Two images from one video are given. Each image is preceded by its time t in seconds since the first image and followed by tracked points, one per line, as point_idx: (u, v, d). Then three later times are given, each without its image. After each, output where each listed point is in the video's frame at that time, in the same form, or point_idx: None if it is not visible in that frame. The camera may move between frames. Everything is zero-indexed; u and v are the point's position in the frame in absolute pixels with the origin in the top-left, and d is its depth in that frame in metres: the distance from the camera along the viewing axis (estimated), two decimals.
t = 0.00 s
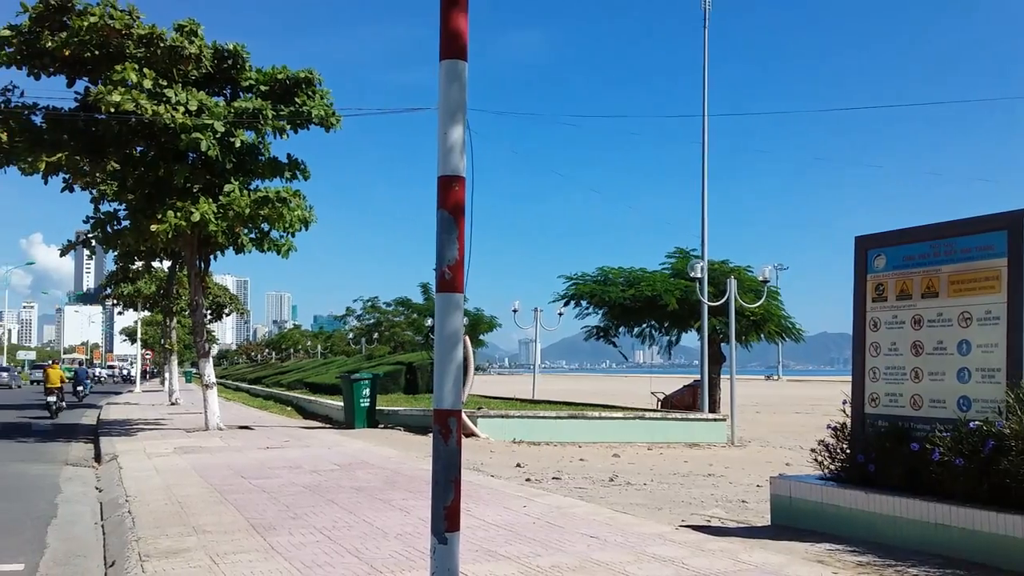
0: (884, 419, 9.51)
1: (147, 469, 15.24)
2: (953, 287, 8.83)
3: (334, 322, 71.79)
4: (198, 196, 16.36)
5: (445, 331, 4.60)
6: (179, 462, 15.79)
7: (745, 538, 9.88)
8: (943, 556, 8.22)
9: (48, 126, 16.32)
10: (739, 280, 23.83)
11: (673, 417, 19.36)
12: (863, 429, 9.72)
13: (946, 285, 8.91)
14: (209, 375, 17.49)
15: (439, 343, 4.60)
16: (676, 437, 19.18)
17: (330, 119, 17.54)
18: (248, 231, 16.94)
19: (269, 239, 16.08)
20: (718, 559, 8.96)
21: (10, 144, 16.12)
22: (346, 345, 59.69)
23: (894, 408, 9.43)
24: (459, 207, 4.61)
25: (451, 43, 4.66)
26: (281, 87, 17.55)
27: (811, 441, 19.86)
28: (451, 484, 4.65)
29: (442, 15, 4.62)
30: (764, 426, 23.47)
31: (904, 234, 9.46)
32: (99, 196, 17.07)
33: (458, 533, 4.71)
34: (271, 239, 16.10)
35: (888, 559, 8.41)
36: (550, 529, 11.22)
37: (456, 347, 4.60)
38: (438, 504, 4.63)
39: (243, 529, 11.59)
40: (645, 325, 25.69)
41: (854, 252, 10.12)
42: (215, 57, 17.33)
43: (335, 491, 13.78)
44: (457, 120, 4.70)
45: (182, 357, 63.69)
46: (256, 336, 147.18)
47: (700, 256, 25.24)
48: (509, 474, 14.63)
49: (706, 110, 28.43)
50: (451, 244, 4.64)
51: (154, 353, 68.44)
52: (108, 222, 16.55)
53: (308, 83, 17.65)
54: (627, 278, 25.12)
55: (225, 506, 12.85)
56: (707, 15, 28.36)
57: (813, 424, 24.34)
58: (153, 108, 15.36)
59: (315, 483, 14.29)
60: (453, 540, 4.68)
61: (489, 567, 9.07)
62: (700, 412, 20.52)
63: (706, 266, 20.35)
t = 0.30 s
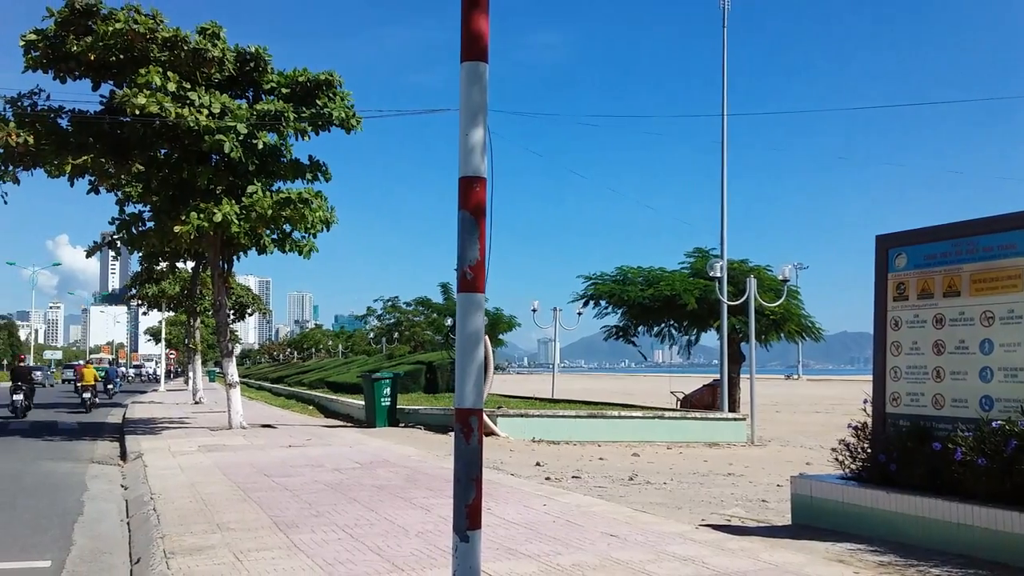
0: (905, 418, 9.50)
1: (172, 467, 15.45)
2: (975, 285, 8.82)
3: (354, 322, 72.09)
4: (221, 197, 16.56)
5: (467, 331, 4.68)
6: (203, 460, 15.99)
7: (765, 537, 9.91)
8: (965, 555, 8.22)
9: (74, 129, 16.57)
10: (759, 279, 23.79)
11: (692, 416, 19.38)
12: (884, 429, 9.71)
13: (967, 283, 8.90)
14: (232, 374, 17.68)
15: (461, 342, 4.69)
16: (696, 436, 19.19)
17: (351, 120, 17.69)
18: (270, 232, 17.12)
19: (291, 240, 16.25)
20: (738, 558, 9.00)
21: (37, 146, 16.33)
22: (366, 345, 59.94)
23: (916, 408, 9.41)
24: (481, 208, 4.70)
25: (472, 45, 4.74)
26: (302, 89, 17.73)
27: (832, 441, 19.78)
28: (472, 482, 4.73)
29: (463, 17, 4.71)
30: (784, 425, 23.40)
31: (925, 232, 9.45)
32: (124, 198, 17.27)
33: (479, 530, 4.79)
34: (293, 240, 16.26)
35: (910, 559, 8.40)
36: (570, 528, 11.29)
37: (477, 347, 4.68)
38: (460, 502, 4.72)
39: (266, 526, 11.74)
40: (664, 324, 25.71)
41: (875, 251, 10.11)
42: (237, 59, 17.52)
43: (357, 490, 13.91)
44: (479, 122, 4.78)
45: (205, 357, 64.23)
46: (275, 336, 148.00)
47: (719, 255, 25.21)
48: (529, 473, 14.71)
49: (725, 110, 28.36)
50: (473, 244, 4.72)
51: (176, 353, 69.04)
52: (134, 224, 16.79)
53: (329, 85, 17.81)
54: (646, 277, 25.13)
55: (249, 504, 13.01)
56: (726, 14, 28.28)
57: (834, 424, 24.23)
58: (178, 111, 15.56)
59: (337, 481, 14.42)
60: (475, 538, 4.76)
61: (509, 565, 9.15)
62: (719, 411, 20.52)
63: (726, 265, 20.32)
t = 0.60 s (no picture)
0: (928, 418, 9.42)
1: (193, 466, 15.56)
2: (999, 283, 8.73)
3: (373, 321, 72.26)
4: (242, 198, 16.66)
5: (487, 330, 4.69)
6: (224, 459, 16.10)
7: (786, 537, 9.85)
8: (989, 556, 8.14)
9: (96, 130, 16.71)
10: (779, 278, 23.66)
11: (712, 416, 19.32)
12: (907, 429, 9.63)
13: (991, 281, 8.81)
14: (253, 374, 17.79)
15: (481, 342, 4.69)
16: (715, 436, 19.13)
17: (370, 120, 17.74)
18: (289, 233, 17.23)
19: (310, 240, 16.32)
20: (759, 558, 8.96)
21: (60, 148, 16.52)
22: (385, 344, 60.08)
23: (939, 407, 9.33)
24: (500, 207, 4.69)
25: (492, 45, 4.74)
26: (321, 90, 17.80)
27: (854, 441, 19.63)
28: (493, 481, 4.73)
29: (483, 17, 4.72)
30: (805, 425, 23.26)
31: (948, 229, 9.36)
32: (145, 199, 17.42)
33: (500, 529, 4.79)
34: (312, 240, 16.34)
35: (933, 560, 8.33)
36: (590, 528, 11.27)
37: (498, 345, 4.68)
38: (480, 501, 4.71)
39: (287, 525, 11.81)
40: (684, 323, 25.64)
41: (897, 249, 10.03)
42: (257, 60, 17.62)
43: (377, 488, 13.96)
44: (498, 121, 4.78)
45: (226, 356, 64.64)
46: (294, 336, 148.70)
47: (739, 254, 25.10)
48: (548, 473, 14.70)
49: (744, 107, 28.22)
50: (492, 243, 4.72)
51: (197, 352, 69.51)
52: (155, 224, 16.93)
53: (347, 86, 17.88)
54: (665, 276, 25.05)
55: (270, 503, 13.08)
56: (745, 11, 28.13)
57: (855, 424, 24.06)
58: (199, 112, 15.65)
59: (356, 480, 14.48)
60: (495, 536, 4.76)
61: (529, 564, 9.15)
62: (739, 411, 20.44)
63: (745, 263, 20.23)
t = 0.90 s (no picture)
0: (968, 418, 9.28)
1: (229, 465, 15.74)
2: None
3: (404, 321, 72.58)
4: (275, 200, 16.83)
5: (521, 329, 4.71)
6: (259, 458, 16.28)
7: (823, 538, 9.76)
8: None
9: (132, 134, 16.96)
10: (814, 277, 23.43)
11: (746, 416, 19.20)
12: (946, 429, 9.49)
13: None
14: (287, 373, 17.96)
15: (515, 340, 4.71)
16: (749, 436, 19.00)
17: (401, 122, 17.85)
18: (322, 234, 17.40)
19: (343, 241, 16.45)
20: (795, 559, 8.88)
21: (97, 151, 16.84)
22: (416, 344, 60.30)
23: (978, 407, 9.18)
24: (534, 206, 4.69)
25: (525, 43, 4.75)
26: (353, 91, 17.94)
27: (891, 441, 19.39)
28: (528, 479, 4.72)
29: (516, 17, 4.72)
30: (841, 425, 23.01)
31: (988, 227, 9.22)
32: (181, 201, 17.66)
33: (535, 527, 4.80)
34: (345, 241, 16.47)
35: (974, 562, 8.22)
36: (624, 527, 11.24)
37: (531, 343, 4.70)
38: (516, 499, 4.72)
39: (322, 523, 11.90)
40: (717, 323, 25.52)
41: (935, 247, 9.90)
42: (290, 63, 17.79)
43: (410, 487, 14.03)
44: (531, 119, 4.78)
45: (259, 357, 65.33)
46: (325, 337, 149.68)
47: (773, 253, 24.90)
48: (581, 472, 14.68)
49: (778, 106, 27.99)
50: (525, 242, 4.72)
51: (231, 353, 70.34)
52: (190, 226, 17.15)
53: (379, 86, 18.01)
54: (697, 275, 24.92)
55: (306, 501, 13.20)
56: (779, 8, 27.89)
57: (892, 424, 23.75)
58: (233, 115, 15.80)
59: (390, 479, 14.56)
60: (531, 535, 4.77)
61: (563, 564, 9.15)
62: (774, 411, 20.28)
63: (780, 262, 20.06)
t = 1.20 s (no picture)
0: (1009, 418, 9.11)
1: (264, 463, 15.90)
2: None
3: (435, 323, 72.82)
4: (309, 201, 17.00)
5: (552, 327, 4.68)
6: (294, 456, 16.44)
7: (860, 539, 9.64)
8: None
9: (169, 136, 17.22)
10: (850, 276, 23.16)
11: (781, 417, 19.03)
12: (985, 429, 9.33)
13: None
14: (321, 373, 18.12)
15: (547, 339, 4.69)
16: (783, 436, 18.81)
17: (433, 122, 17.94)
18: (356, 234, 17.55)
19: (376, 240, 16.57)
20: (832, 560, 8.78)
21: (135, 154, 17.15)
22: (448, 345, 60.52)
23: (1020, 407, 9.01)
24: (566, 203, 4.67)
25: (558, 40, 4.72)
26: (385, 92, 18.08)
27: (929, 442, 19.11)
28: (560, 477, 4.70)
29: (548, 13, 4.71)
30: (879, 425, 22.72)
31: None
32: (216, 202, 17.92)
33: (568, 526, 4.78)
34: (378, 241, 16.58)
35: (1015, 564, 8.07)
36: (656, 527, 11.18)
37: (564, 341, 4.68)
38: (548, 496, 4.71)
39: (355, 521, 11.98)
40: (751, 322, 25.35)
41: (975, 244, 9.73)
42: (323, 65, 17.96)
43: (442, 486, 14.08)
44: (563, 116, 4.76)
45: (293, 357, 66.00)
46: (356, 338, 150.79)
47: (808, 251, 24.66)
48: (613, 472, 14.63)
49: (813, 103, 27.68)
50: (558, 240, 4.70)
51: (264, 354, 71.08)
52: (225, 227, 17.38)
53: (412, 87, 18.14)
54: (731, 274, 24.74)
55: (339, 499, 13.30)
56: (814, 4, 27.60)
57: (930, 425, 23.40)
58: (267, 117, 15.98)
59: (422, 478, 14.63)
60: (563, 533, 4.75)
61: (595, 563, 9.12)
62: (809, 411, 20.08)
63: (815, 260, 19.85)
